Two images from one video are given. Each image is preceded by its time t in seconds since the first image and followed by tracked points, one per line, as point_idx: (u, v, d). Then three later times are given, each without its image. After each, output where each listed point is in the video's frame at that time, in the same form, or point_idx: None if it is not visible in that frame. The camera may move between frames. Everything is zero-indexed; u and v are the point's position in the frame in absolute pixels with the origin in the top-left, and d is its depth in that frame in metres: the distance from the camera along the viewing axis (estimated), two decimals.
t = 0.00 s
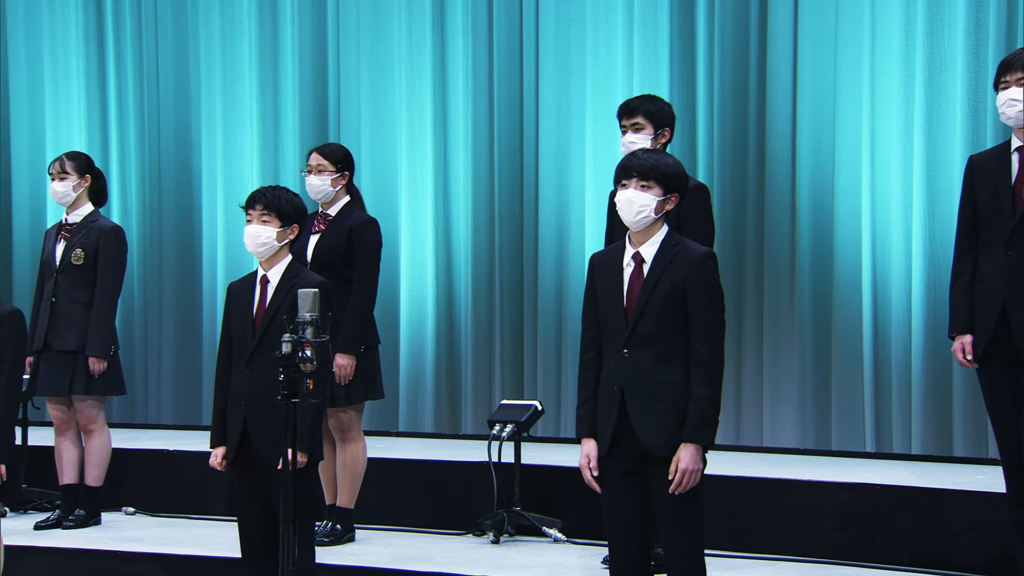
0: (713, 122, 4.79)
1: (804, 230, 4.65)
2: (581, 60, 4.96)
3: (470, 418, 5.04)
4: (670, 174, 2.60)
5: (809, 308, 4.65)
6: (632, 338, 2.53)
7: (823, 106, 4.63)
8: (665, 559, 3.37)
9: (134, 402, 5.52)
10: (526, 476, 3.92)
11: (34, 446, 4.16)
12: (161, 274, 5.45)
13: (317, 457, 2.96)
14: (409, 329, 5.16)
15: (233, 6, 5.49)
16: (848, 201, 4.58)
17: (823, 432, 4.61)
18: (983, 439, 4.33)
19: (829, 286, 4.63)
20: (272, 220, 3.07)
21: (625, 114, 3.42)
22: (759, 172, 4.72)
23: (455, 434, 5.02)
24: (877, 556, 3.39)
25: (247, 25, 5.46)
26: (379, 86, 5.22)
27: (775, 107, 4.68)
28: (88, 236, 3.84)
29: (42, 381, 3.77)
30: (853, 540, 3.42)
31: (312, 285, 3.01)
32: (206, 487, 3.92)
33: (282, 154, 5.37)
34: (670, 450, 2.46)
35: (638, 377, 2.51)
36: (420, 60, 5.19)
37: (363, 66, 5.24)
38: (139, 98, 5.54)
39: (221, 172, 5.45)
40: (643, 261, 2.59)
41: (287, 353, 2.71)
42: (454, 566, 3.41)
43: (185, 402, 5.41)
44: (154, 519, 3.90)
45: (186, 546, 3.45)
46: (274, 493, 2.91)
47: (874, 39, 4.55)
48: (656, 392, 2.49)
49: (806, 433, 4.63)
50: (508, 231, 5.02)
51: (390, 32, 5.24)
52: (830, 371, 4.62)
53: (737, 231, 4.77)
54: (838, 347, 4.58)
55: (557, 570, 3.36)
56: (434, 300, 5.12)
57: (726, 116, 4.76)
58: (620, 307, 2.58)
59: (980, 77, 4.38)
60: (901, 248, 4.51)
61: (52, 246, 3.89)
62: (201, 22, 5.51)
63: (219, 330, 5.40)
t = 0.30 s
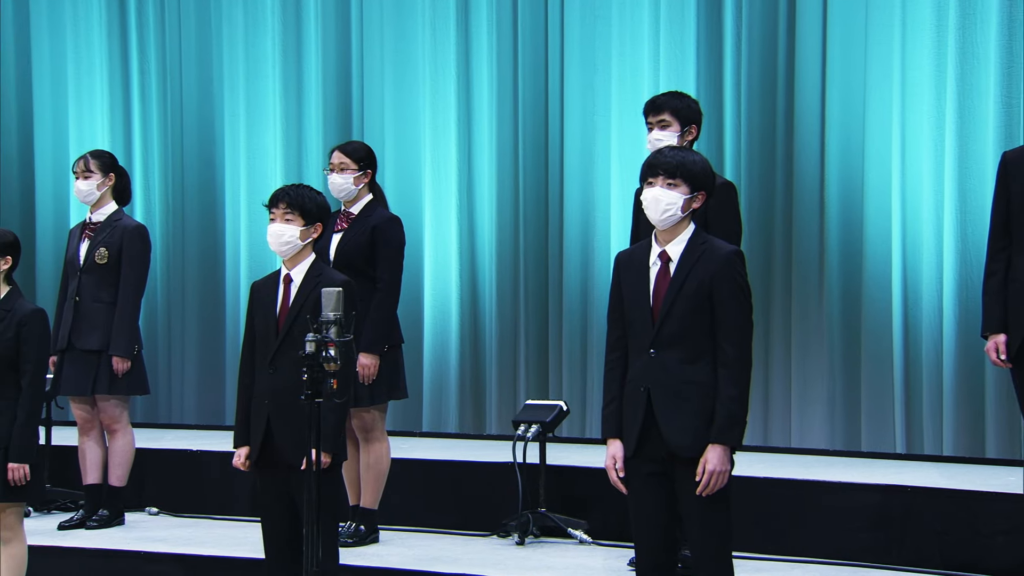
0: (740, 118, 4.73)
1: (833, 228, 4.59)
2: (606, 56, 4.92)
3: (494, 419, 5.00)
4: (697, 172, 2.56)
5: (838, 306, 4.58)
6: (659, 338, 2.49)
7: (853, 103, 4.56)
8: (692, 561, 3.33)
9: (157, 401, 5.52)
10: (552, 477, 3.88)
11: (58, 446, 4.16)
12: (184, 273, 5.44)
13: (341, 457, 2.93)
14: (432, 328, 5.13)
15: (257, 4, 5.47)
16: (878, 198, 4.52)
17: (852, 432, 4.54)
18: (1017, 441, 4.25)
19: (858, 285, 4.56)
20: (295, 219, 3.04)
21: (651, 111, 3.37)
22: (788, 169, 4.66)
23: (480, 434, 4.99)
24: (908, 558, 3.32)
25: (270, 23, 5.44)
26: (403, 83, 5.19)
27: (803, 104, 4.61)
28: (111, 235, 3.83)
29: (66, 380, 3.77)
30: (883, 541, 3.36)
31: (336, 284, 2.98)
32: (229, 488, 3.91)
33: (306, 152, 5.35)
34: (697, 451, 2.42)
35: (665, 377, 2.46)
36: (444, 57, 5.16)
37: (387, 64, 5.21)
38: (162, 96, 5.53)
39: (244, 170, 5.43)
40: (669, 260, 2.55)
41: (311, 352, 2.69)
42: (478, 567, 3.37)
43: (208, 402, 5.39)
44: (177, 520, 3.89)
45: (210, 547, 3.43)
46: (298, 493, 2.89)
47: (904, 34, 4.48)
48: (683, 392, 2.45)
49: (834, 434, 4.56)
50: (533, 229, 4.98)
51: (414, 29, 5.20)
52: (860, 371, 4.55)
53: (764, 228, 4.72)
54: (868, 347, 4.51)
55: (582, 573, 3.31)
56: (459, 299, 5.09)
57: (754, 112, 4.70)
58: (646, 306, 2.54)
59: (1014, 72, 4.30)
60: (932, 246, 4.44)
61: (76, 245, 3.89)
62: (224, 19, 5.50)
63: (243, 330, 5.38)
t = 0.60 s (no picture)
0: (767, 114, 4.68)
1: (863, 226, 4.52)
2: (632, 52, 4.87)
3: (518, 418, 4.96)
4: (723, 169, 2.52)
5: (867, 305, 4.52)
6: (684, 338, 2.45)
7: (882, 98, 4.49)
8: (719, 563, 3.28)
9: (180, 400, 5.51)
10: (577, 477, 3.84)
11: (82, 445, 4.16)
12: (207, 271, 5.42)
13: (365, 458, 2.91)
14: (456, 327, 5.10)
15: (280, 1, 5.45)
16: (908, 195, 4.45)
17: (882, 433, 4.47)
18: None
19: (888, 283, 4.49)
20: (319, 217, 3.02)
21: (677, 107, 3.32)
22: (816, 165, 4.60)
23: (504, 434, 4.95)
24: (939, 561, 3.26)
25: (293, 19, 5.42)
26: (426, 80, 5.16)
27: (832, 100, 4.55)
28: (134, 234, 3.83)
29: (90, 378, 3.77)
30: (913, 544, 3.29)
31: (359, 283, 2.95)
32: (252, 488, 3.90)
33: (329, 150, 5.33)
34: (724, 451, 2.37)
35: (691, 377, 2.42)
36: (469, 54, 5.12)
37: (410, 60, 5.19)
38: (185, 93, 5.53)
39: (267, 168, 5.42)
40: (695, 258, 2.50)
41: (334, 351, 2.66)
42: (502, 568, 3.34)
43: (230, 401, 5.38)
44: (200, 520, 3.88)
45: (233, 547, 3.42)
46: (322, 493, 2.86)
47: (935, 28, 4.42)
48: (709, 393, 2.41)
49: (863, 435, 4.48)
50: (558, 227, 4.94)
51: (438, 25, 5.17)
52: (889, 370, 4.48)
53: (792, 224, 4.65)
54: (898, 346, 4.44)
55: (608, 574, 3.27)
56: (483, 298, 5.05)
57: (782, 107, 4.65)
58: (672, 305, 2.50)
59: None
60: (964, 244, 4.37)
61: (99, 244, 3.89)
62: (247, 16, 5.49)
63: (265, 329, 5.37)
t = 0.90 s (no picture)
0: (800, 111, 4.61)
1: (897, 224, 4.45)
2: (663, 49, 4.82)
3: (547, 418, 4.92)
4: (755, 166, 2.46)
5: (902, 304, 4.44)
6: (715, 337, 2.40)
7: (917, 94, 4.42)
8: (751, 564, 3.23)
9: (208, 399, 5.51)
10: (607, 478, 3.80)
11: (110, 445, 4.16)
12: (235, 270, 5.42)
13: (393, 458, 2.88)
14: (484, 327, 5.06)
15: None
16: (943, 193, 4.38)
17: (917, 434, 4.40)
18: None
19: (923, 281, 4.42)
20: (347, 216, 2.99)
21: (708, 104, 3.27)
22: (850, 162, 4.53)
23: (533, 434, 4.91)
24: (976, 564, 3.19)
25: (322, 17, 5.41)
26: (455, 77, 5.13)
27: (865, 97, 4.49)
28: (161, 233, 3.82)
29: (118, 377, 3.77)
30: (949, 546, 3.23)
31: (388, 281, 2.93)
32: (280, 488, 3.89)
33: (357, 148, 5.32)
34: (755, 452, 2.33)
35: (722, 377, 2.37)
36: (498, 52, 5.08)
37: (439, 58, 5.16)
38: (213, 91, 5.52)
39: (295, 166, 5.41)
40: (727, 257, 2.45)
41: (363, 350, 2.64)
42: (532, 569, 3.31)
43: (258, 400, 5.37)
44: (229, 520, 3.88)
45: (263, 547, 3.41)
46: (350, 494, 2.83)
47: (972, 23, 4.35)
48: (741, 392, 2.36)
49: (897, 434, 4.43)
50: (587, 225, 4.90)
51: (467, 23, 5.14)
52: (925, 370, 4.41)
53: (825, 222, 4.58)
54: (934, 346, 4.37)
55: None
56: (512, 297, 5.02)
57: (815, 103, 4.58)
58: (703, 303, 2.45)
59: None
60: (1001, 242, 4.29)
61: (126, 242, 3.89)
62: (275, 14, 5.47)
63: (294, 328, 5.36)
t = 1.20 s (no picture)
0: (834, 106, 4.55)
1: (933, 221, 4.38)
2: (694, 44, 4.77)
3: (578, 418, 4.88)
4: (788, 164, 2.42)
5: (937, 302, 4.37)
6: (747, 336, 2.36)
7: (954, 89, 4.34)
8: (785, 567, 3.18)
9: (236, 398, 5.50)
10: (638, 477, 3.76)
11: (139, 444, 4.17)
12: (263, 269, 5.41)
13: (423, 457, 2.85)
14: (514, 326, 5.02)
15: None
16: (980, 190, 4.30)
17: (953, 435, 4.32)
18: None
19: (960, 280, 4.34)
20: (377, 214, 2.95)
21: (740, 100, 3.22)
22: (884, 158, 4.46)
23: (563, 434, 4.87)
24: (1016, 567, 3.12)
25: (351, 15, 5.39)
26: (484, 74, 5.09)
27: (900, 92, 4.42)
28: (189, 231, 3.83)
29: (147, 376, 3.77)
30: (988, 549, 3.16)
31: (417, 280, 2.90)
32: (309, 488, 3.88)
33: (385, 146, 5.29)
34: (788, 452, 2.29)
35: (755, 376, 2.33)
36: (527, 47, 5.04)
37: (468, 55, 5.13)
38: (241, 88, 5.51)
39: (323, 164, 5.39)
40: (759, 255, 2.40)
41: (392, 349, 2.61)
42: (563, 570, 3.27)
43: (287, 399, 5.36)
44: (258, 520, 3.87)
45: (292, 547, 3.40)
46: (379, 493, 2.81)
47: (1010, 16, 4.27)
48: (774, 392, 2.32)
49: (933, 435, 4.35)
50: (618, 223, 4.86)
51: (495, 19, 5.10)
52: (961, 370, 4.33)
53: (860, 220, 4.51)
54: (970, 345, 4.29)
55: None
56: (541, 296, 4.98)
57: (849, 98, 4.51)
58: (734, 302, 2.41)
59: None
60: None
61: (155, 241, 3.89)
62: (303, 11, 5.45)
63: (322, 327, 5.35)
